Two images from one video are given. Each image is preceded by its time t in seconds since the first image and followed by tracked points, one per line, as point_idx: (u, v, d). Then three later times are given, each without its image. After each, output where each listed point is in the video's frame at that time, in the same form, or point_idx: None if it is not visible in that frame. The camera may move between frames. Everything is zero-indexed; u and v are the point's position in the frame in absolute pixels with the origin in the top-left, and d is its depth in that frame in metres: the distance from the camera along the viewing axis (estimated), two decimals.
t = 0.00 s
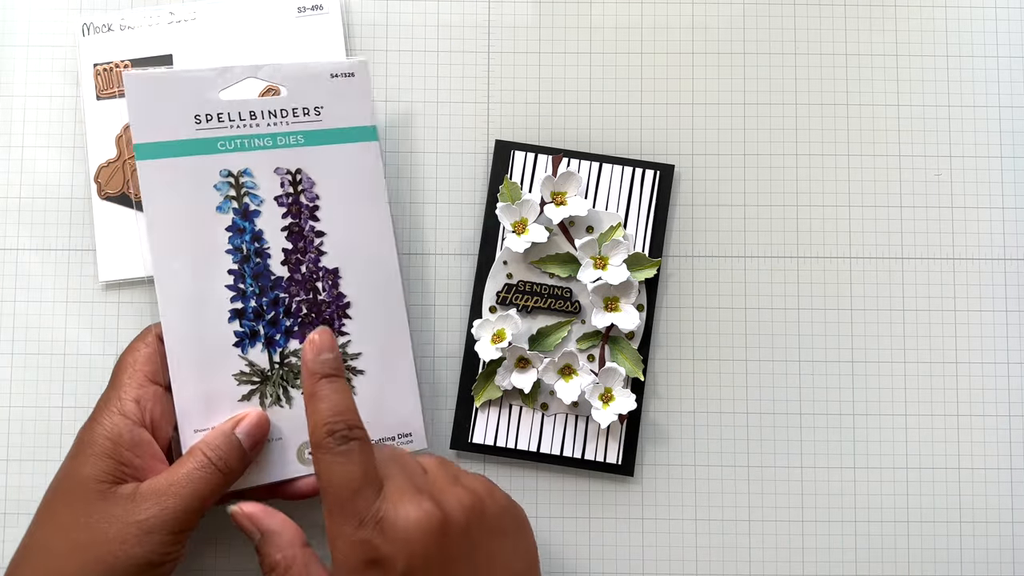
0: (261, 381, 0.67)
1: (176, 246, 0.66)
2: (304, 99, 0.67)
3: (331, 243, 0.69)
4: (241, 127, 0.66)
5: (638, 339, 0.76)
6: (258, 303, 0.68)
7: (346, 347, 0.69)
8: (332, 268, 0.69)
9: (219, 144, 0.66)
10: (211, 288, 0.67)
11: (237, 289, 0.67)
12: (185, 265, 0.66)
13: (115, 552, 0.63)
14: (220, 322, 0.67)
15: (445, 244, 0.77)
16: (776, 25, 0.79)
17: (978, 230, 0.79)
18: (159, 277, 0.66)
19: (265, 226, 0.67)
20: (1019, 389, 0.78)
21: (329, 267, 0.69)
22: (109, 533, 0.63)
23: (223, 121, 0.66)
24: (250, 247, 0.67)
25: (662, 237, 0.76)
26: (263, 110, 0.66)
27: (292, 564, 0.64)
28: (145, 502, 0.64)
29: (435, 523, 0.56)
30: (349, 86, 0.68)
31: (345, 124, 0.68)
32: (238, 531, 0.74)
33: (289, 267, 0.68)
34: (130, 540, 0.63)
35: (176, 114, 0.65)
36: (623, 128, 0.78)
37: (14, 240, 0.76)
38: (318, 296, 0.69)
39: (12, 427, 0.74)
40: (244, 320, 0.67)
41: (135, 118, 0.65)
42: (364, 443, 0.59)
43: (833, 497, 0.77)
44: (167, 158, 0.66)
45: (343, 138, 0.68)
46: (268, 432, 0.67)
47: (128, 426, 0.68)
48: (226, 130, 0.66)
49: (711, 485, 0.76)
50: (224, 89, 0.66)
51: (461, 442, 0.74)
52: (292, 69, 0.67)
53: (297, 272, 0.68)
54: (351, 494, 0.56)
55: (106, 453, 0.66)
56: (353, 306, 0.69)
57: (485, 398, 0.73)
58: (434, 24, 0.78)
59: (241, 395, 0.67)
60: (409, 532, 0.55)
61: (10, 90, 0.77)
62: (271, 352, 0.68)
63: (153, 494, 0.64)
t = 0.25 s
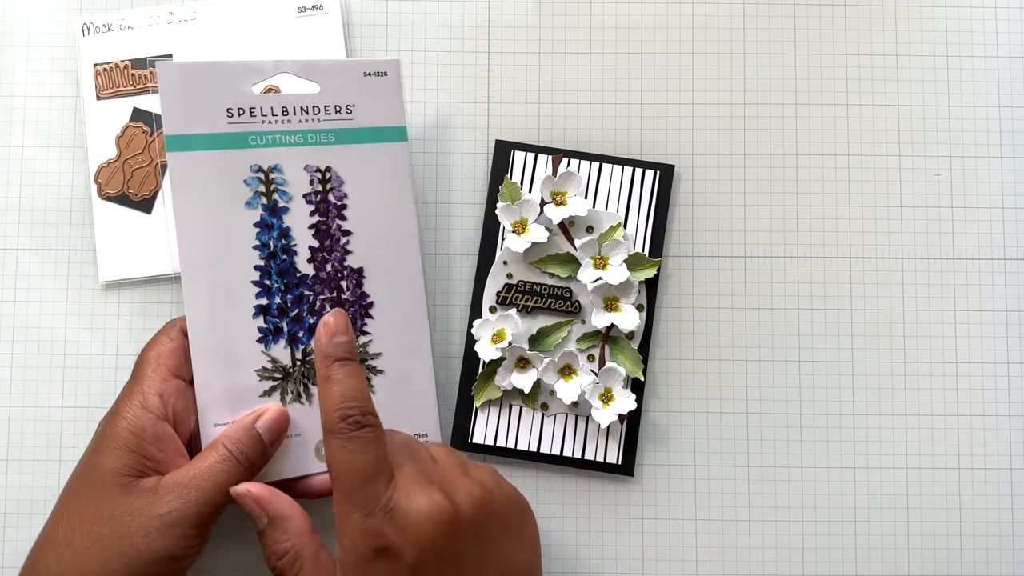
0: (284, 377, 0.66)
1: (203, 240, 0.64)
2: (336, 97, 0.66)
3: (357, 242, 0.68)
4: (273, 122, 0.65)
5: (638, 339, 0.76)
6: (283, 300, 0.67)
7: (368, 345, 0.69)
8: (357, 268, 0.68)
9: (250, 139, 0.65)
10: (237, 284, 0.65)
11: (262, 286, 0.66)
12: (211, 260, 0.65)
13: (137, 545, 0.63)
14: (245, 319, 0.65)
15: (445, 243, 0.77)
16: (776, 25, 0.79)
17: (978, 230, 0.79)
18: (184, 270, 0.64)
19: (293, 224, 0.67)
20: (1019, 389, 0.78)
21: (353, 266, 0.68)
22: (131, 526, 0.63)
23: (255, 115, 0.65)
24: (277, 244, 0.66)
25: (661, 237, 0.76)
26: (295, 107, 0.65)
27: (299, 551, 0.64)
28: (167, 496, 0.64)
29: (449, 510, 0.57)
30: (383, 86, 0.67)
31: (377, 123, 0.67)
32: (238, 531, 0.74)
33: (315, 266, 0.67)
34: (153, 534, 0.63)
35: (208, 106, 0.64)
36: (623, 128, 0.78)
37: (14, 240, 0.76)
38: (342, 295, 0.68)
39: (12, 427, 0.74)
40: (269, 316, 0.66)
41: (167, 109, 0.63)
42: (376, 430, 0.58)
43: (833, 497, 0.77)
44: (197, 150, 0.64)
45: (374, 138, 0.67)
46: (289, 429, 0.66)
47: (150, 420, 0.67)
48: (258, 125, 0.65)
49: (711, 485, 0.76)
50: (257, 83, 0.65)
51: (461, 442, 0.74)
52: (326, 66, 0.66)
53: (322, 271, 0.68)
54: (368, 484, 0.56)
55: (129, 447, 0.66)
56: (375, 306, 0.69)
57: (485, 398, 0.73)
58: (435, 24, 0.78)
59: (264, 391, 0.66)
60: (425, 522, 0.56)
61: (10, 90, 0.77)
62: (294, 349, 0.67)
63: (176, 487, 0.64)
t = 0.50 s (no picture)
0: (288, 381, 0.66)
1: (210, 241, 0.64)
2: (345, 100, 0.66)
3: (364, 246, 0.68)
4: (282, 124, 0.65)
5: (638, 340, 0.76)
6: (289, 303, 0.66)
7: (372, 349, 0.68)
8: (363, 271, 0.68)
9: (258, 140, 0.64)
10: (244, 286, 0.65)
11: (269, 288, 0.65)
12: (218, 262, 0.64)
13: (142, 547, 0.63)
14: (252, 321, 0.65)
15: (445, 244, 0.77)
16: (776, 25, 0.79)
17: (978, 230, 0.79)
18: (191, 272, 0.63)
19: (300, 227, 0.66)
20: (1020, 389, 0.78)
21: (360, 270, 0.68)
22: (136, 528, 0.63)
23: (264, 116, 0.64)
24: (284, 246, 0.66)
25: (662, 237, 0.76)
26: (305, 108, 0.65)
27: (288, 566, 0.60)
28: (171, 499, 0.63)
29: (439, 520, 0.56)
30: (392, 89, 0.67)
31: (385, 127, 0.67)
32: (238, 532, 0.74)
33: (321, 268, 0.67)
34: (157, 535, 0.63)
35: (217, 108, 0.63)
36: (623, 128, 0.78)
37: (14, 240, 0.76)
38: (348, 299, 0.68)
39: (12, 427, 0.74)
40: (275, 319, 0.66)
41: (177, 110, 0.62)
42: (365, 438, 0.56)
43: (833, 497, 0.77)
44: (205, 150, 0.64)
45: (383, 141, 0.67)
46: (293, 432, 0.65)
47: (153, 422, 0.67)
48: (267, 127, 0.64)
49: (711, 485, 0.76)
50: (267, 85, 0.65)
51: (461, 442, 0.74)
52: (335, 68, 0.66)
53: (328, 274, 0.67)
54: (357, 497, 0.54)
55: (133, 449, 0.66)
56: (381, 309, 0.69)
57: (485, 398, 0.73)
58: (435, 24, 0.78)
59: (268, 393, 0.65)
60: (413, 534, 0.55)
61: (10, 89, 0.77)
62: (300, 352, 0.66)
63: (179, 490, 0.63)
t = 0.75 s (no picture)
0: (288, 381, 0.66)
1: (212, 241, 0.64)
2: (349, 102, 0.66)
3: (365, 248, 0.68)
4: (286, 125, 0.64)
5: (638, 339, 0.76)
6: (290, 304, 0.66)
7: (373, 351, 0.68)
8: (364, 273, 0.68)
9: (262, 141, 0.64)
10: (244, 286, 0.65)
11: (270, 289, 0.66)
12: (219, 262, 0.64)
13: (136, 546, 0.62)
14: (252, 322, 0.65)
15: (445, 243, 0.77)
16: (776, 25, 0.79)
17: (978, 230, 0.79)
18: (192, 272, 0.63)
19: (302, 228, 0.66)
20: (1019, 389, 0.78)
21: (362, 271, 0.68)
22: (131, 526, 0.62)
23: (268, 117, 0.64)
24: (286, 247, 0.66)
25: (662, 237, 0.76)
26: (309, 110, 0.65)
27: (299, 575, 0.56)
28: (166, 498, 0.62)
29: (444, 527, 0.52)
30: (396, 92, 0.67)
31: (389, 130, 0.67)
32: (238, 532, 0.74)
33: (323, 270, 0.67)
34: (152, 534, 0.62)
35: (221, 108, 0.63)
36: (623, 128, 0.78)
37: (14, 240, 0.76)
38: (349, 300, 0.68)
39: (12, 427, 0.74)
40: (275, 319, 0.66)
41: (180, 110, 0.62)
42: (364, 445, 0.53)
43: (833, 497, 0.77)
44: (208, 150, 0.64)
45: (386, 144, 0.68)
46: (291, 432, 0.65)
47: (153, 421, 0.68)
48: (271, 128, 0.64)
49: (711, 484, 0.76)
50: (271, 86, 0.65)
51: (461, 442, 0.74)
52: (339, 70, 0.66)
53: (330, 275, 0.67)
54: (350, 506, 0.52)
55: (131, 447, 0.66)
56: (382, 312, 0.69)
57: (485, 398, 0.73)
58: (435, 24, 0.78)
59: (267, 394, 0.65)
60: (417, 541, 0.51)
61: (10, 89, 0.77)
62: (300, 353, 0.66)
63: (174, 490, 0.62)
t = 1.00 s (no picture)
0: (290, 378, 0.66)
1: (217, 237, 0.64)
2: (355, 103, 0.66)
3: (368, 246, 0.68)
4: (293, 125, 0.64)
5: (638, 340, 0.76)
6: (293, 301, 0.66)
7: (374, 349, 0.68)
8: (367, 272, 0.68)
9: (269, 140, 0.64)
10: (248, 282, 0.65)
11: (274, 285, 0.66)
12: (224, 257, 0.64)
13: (130, 538, 0.61)
14: (255, 317, 0.65)
15: (445, 243, 0.77)
16: (776, 25, 0.79)
17: (978, 230, 0.79)
18: (197, 266, 0.63)
19: (306, 226, 0.66)
20: (1019, 389, 0.78)
21: (364, 270, 0.68)
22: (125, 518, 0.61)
23: (275, 117, 0.64)
24: (290, 245, 0.66)
25: (662, 237, 0.76)
26: (316, 111, 0.65)
27: None
28: (161, 490, 0.61)
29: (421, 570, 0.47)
30: (402, 96, 0.67)
31: (394, 131, 0.67)
32: (237, 532, 0.74)
33: (326, 268, 0.67)
34: (145, 527, 0.61)
35: (229, 105, 0.63)
36: (623, 128, 0.78)
37: (14, 240, 0.76)
38: (351, 298, 0.68)
39: (12, 427, 0.74)
40: (278, 316, 0.66)
41: (189, 106, 0.62)
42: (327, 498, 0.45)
43: (833, 497, 0.77)
44: (215, 146, 0.63)
45: (391, 145, 0.67)
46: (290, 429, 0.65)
47: (155, 413, 0.67)
48: (277, 127, 0.64)
49: (711, 485, 0.76)
50: (278, 85, 0.64)
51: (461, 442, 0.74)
52: (346, 71, 0.65)
53: (333, 273, 0.68)
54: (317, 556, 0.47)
55: (130, 439, 0.65)
56: (384, 310, 0.69)
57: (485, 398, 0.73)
58: (435, 24, 0.78)
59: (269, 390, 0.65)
60: None
61: (10, 90, 0.77)
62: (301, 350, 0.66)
63: (169, 482, 0.61)
